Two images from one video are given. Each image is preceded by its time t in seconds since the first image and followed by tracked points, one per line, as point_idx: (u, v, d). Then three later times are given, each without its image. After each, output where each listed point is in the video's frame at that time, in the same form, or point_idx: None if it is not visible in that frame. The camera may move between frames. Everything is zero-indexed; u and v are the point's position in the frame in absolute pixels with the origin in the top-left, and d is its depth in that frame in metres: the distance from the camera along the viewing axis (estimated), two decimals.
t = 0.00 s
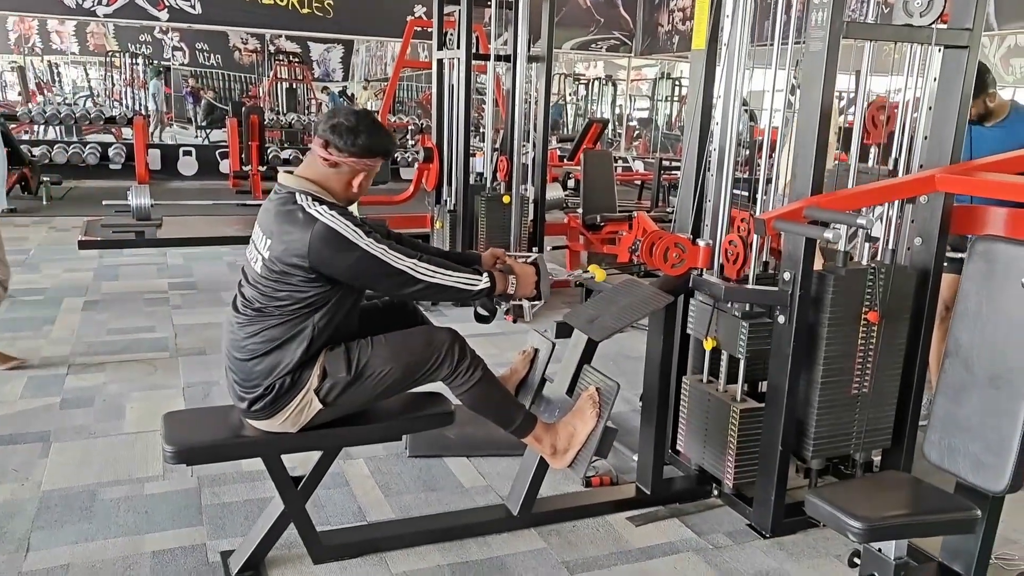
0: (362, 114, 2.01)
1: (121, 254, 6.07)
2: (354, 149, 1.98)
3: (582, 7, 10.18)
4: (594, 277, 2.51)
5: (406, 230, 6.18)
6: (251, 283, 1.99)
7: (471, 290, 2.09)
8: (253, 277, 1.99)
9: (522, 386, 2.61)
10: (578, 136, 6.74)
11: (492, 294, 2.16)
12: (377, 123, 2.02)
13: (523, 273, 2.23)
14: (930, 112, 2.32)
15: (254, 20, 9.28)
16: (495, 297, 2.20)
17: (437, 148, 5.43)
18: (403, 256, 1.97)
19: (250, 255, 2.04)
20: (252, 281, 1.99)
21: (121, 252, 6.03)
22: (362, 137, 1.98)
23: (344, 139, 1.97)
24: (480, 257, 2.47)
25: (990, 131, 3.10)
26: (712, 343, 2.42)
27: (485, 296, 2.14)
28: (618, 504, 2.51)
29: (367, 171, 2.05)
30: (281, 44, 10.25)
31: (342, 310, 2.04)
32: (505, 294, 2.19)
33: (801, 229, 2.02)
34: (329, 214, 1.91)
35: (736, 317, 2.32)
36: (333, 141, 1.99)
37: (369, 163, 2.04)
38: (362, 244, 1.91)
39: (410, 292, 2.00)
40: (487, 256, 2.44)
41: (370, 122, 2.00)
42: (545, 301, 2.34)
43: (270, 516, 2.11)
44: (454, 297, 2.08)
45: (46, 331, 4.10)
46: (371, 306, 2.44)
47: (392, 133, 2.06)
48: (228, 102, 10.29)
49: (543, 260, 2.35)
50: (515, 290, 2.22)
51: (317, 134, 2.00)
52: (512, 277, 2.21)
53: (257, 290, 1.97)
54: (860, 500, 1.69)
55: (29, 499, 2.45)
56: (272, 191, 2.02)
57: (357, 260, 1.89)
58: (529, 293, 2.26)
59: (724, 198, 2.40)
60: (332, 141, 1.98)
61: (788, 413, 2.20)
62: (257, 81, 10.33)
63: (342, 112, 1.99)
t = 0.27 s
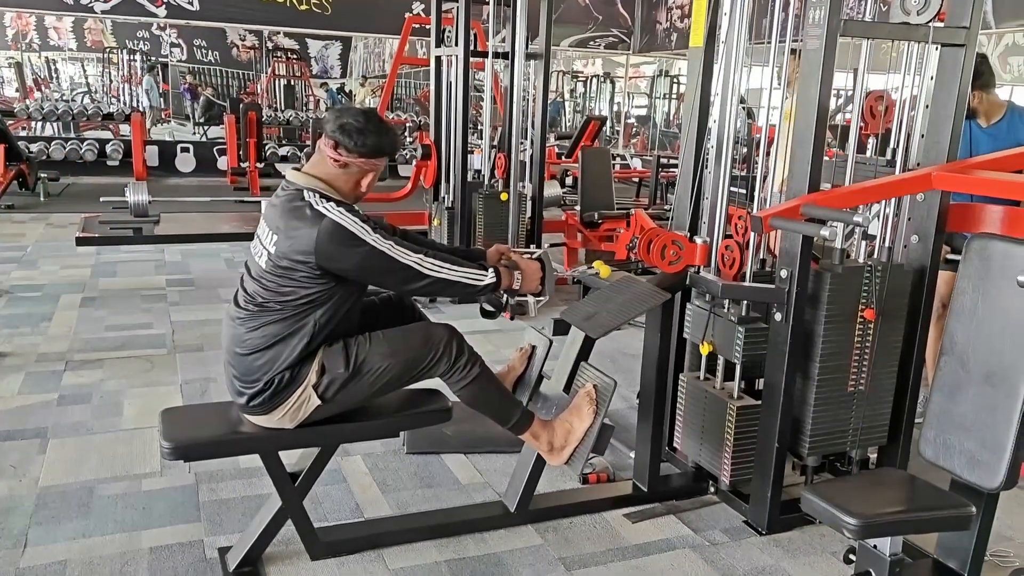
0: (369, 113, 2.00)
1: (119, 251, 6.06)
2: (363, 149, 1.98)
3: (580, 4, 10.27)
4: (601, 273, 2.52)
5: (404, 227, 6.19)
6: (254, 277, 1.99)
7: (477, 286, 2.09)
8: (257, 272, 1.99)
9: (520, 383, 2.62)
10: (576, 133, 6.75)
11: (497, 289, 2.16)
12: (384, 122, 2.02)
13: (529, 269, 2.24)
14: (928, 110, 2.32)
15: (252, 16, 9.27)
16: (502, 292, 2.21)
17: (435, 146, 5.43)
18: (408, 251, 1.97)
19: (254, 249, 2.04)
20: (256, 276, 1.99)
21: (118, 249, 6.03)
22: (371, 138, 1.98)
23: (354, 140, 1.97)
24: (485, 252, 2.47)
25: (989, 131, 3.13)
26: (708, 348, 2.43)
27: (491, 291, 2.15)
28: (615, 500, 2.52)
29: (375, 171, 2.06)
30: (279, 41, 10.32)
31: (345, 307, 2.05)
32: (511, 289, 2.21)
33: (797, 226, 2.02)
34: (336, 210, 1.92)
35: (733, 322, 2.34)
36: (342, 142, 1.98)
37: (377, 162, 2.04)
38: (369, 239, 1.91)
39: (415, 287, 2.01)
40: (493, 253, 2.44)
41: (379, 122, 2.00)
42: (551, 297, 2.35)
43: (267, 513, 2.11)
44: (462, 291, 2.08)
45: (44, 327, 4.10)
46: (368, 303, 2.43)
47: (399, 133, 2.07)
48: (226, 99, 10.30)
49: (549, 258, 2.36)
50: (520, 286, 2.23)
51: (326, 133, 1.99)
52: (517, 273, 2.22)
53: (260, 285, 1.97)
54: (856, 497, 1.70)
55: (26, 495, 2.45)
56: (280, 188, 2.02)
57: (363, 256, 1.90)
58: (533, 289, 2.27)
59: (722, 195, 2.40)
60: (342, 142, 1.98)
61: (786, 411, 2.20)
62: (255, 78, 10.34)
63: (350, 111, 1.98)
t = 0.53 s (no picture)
0: (371, 112, 2.00)
1: (120, 248, 6.07)
2: (366, 148, 1.98)
3: (582, 3, 10.27)
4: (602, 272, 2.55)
5: (405, 225, 6.19)
6: (255, 275, 1.99)
7: (479, 284, 2.09)
8: (258, 269, 1.99)
9: (519, 381, 2.62)
10: (577, 132, 6.75)
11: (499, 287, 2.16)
12: (385, 121, 2.02)
13: (531, 268, 2.24)
14: (928, 109, 2.32)
15: (253, 14, 9.27)
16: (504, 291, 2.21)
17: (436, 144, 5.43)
18: (410, 249, 1.97)
19: (255, 247, 2.04)
20: (257, 274, 1.99)
21: (119, 246, 6.04)
22: (374, 138, 1.98)
23: (357, 139, 1.97)
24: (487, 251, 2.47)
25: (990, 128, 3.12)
26: (707, 349, 2.43)
27: (493, 289, 2.15)
28: (614, 498, 2.52)
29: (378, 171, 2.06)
30: (280, 38, 10.34)
31: (346, 305, 2.05)
32: (513, 288, 2.20)
33: (796, 225, 2.03)
34: (338, 208, 1.92)
35: (733, 322, 2.34)
36: (345, 141, 1.98)
37: (379, 161, 2.04)
38: (372, 238, 1.91)
39: (418, 285, 2.01)
40: (495, 251, 2.43)
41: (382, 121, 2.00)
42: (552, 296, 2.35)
43: (267, 510, 2.11)
44: (464, 289, 2.08)
45: (45, 325, 4.11)
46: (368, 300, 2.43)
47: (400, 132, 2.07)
48: (227, 96, 10.32)
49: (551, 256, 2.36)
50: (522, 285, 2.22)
51: (328, 132, 1.99)
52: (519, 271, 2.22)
53: (260, 282, 1.97)
54: (855, 495, 1.70)
55: (27, 492, 2.46)
56: (282, 186, 2.02)
57: (365, 255, 1.90)
58: (535, 288, 2.26)
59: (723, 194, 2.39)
60: (345, 141, 1.97)
61: (785, 409, 2.20)
62: (256, 76, 10.36)
63: (352, 111, 1.98)
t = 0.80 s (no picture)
0: (361, 106, 2.00)
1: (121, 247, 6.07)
2: (357, 143, 1.98)
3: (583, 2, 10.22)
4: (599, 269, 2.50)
5: (405, 224, 6.19)
6: (252, 275, 2.00)
7: (477, 282, 2.09)
8: (254, 269, 2.00)
9: (519, 380, 2.62)
10: (578, 131, 6.75)
11: (497, 284, 2.16)
12: (376, 114, 2.02)
13: (529, 264, 2.23)
14: (929, 109, 2.32)
15: (254, 14, 9.27)
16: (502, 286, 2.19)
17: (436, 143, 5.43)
18: (407, 248, 1.97)
19: (251, 247, 2.04)
20: (254, 274, 1.99)
21: (120, 245, 6.04)
22: (365, 132, 1.98)
23: (347, 135, 1.97)
24: (486, 248, 2.47)
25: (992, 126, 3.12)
26: (709, 345, 2.43)
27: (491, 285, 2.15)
28: (614, 497, 2.52)
29: (371, 164, 2.06)
30: (282, 38, 10.36)
31: (346, 304, 2.05)
32: (509, 284, 2.19)
33: (797, 223, 2.02)
34: (334, 208, 1.92)
35: (733, 319, 2.34)
36: (336, 137, 1.98)
37: (372, 155, 2.04)
38: (367, 237, 1.91)
39: (416, 284, 2.01)
40: (493, 247, 2.44)
41: (372, 115, 1.99)
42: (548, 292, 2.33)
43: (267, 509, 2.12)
44: (463, 286, 2.08)
45: (46, 324, 4.11)
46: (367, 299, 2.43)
47: (392, 124, 2.06)
48: (229, 96, 10.33)
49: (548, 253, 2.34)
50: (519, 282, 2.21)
51: (319, 129, 2.00)
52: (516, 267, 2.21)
53: (258, 282, 1.98)
54: (855, 493, 1.70)
55: (27, 491, 2.46)
56: (278, 184, 2.03)
57: (363, 254, 1.90)
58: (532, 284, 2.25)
59: (723, 193, 2.39)
60: (336, 137, 1.97)
61: (786, 408, 2.20)
62: (258, 75, 10.35)
63: (342, 106, 1.98)
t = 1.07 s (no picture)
0: (297, 93, 1.96)
1: (124, 249, 6.08)
2: (298, 130, 1.95)
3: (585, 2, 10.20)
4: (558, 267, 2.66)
5: (407, 225, 6.20)
6: (222, 284, 1.99)
7: (436, 288, 2.06)
8: (224, 278, 1.98)
9: (521, 382, 2.61)
10: (580, 131, 6.75)
11: (454, 288, 2.13)
12: (316, 98, 1.98)
13: (486, 261, 2.19)
14: (931, 108, 2.32)
15: (256, 15, 9.28)
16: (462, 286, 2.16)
17: (438, 144, 5.42)
18: (364, 256, 1.94)
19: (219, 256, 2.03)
20: (223, 283, 1.98)
21: (123, 247, 6.05)
22: (305, 117, 1.94)
23: (289, 123, 1.93)
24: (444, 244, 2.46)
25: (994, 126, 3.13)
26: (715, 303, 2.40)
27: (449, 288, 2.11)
28: (616, 498, 2.52)
29: (320, 149, 2.03)
30: (284, 39, 10.35)
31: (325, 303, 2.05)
32: (467, 283, 2.16)
33: (798, 223, 2.02)
34: (285, 210, 1.89)
35: (739, 273, 2.36)
36: (278, 128, 1.95)
37: (315, 140, 1.99)
38: (319, 242, 1.88)
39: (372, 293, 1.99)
40: (454, 243, 2.45)
41: (308, 99, 1.95)
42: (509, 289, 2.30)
43: (270, 510, 2.12)
44: (422, 291, 2.05)
45: (50, 326, 4.12)
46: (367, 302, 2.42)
47: (333, 105, 2.03)
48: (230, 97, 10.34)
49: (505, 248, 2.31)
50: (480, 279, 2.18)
51: (257, 123, 1.96)
52: (475, 265, 2.17)
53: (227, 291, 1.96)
54: (857, 494, 1.69)
55: (30, 492, 2.46)
56: (230, 189, 2.00)
57: (315, 259, 1.88)
58: (492, 281, 2.22)
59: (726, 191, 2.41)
60: (279, 128, 1.94)
61: (788, 408, 2.20)
62: (260, 77, 10.35)
63: (279, 95, 1.94)
